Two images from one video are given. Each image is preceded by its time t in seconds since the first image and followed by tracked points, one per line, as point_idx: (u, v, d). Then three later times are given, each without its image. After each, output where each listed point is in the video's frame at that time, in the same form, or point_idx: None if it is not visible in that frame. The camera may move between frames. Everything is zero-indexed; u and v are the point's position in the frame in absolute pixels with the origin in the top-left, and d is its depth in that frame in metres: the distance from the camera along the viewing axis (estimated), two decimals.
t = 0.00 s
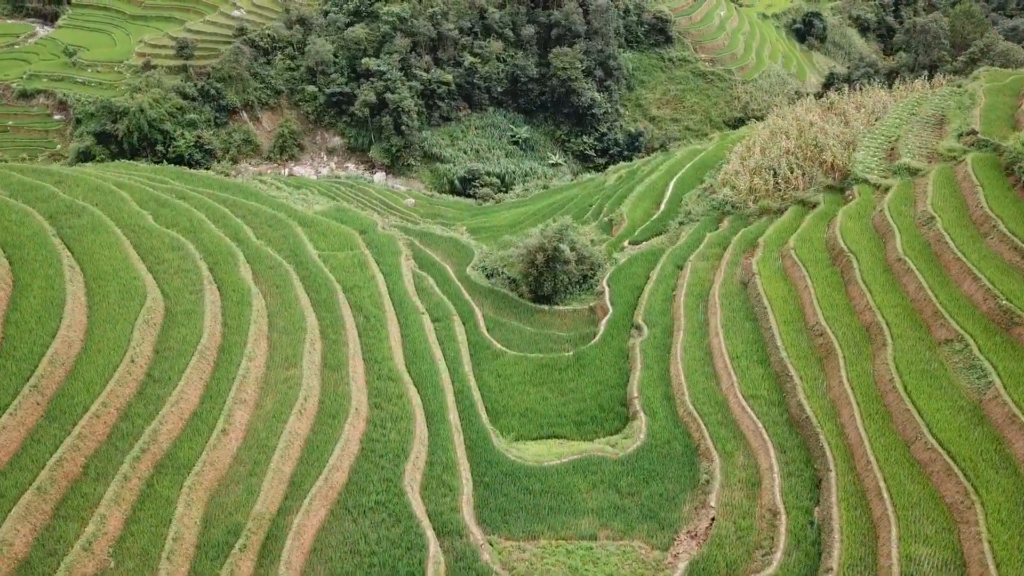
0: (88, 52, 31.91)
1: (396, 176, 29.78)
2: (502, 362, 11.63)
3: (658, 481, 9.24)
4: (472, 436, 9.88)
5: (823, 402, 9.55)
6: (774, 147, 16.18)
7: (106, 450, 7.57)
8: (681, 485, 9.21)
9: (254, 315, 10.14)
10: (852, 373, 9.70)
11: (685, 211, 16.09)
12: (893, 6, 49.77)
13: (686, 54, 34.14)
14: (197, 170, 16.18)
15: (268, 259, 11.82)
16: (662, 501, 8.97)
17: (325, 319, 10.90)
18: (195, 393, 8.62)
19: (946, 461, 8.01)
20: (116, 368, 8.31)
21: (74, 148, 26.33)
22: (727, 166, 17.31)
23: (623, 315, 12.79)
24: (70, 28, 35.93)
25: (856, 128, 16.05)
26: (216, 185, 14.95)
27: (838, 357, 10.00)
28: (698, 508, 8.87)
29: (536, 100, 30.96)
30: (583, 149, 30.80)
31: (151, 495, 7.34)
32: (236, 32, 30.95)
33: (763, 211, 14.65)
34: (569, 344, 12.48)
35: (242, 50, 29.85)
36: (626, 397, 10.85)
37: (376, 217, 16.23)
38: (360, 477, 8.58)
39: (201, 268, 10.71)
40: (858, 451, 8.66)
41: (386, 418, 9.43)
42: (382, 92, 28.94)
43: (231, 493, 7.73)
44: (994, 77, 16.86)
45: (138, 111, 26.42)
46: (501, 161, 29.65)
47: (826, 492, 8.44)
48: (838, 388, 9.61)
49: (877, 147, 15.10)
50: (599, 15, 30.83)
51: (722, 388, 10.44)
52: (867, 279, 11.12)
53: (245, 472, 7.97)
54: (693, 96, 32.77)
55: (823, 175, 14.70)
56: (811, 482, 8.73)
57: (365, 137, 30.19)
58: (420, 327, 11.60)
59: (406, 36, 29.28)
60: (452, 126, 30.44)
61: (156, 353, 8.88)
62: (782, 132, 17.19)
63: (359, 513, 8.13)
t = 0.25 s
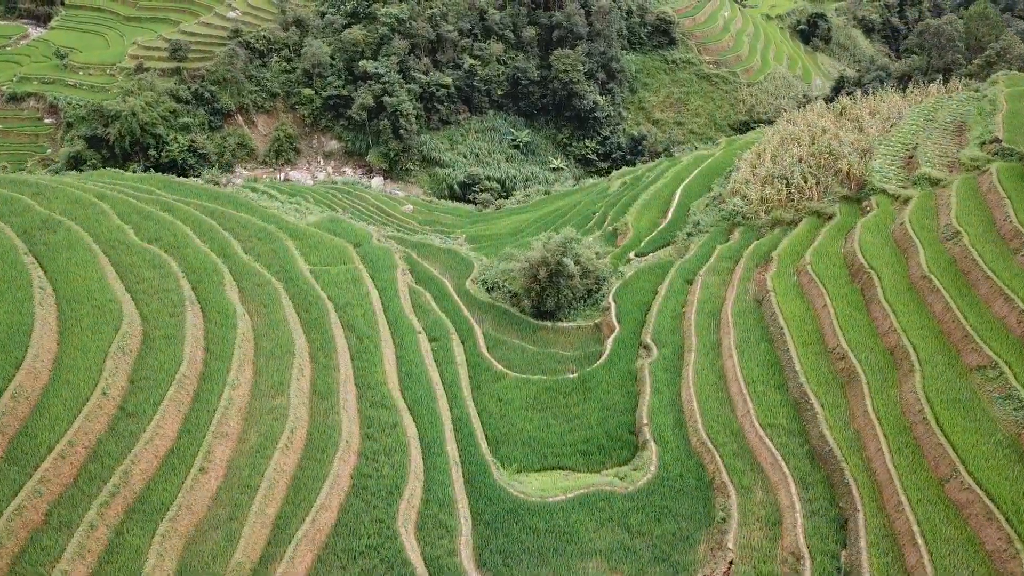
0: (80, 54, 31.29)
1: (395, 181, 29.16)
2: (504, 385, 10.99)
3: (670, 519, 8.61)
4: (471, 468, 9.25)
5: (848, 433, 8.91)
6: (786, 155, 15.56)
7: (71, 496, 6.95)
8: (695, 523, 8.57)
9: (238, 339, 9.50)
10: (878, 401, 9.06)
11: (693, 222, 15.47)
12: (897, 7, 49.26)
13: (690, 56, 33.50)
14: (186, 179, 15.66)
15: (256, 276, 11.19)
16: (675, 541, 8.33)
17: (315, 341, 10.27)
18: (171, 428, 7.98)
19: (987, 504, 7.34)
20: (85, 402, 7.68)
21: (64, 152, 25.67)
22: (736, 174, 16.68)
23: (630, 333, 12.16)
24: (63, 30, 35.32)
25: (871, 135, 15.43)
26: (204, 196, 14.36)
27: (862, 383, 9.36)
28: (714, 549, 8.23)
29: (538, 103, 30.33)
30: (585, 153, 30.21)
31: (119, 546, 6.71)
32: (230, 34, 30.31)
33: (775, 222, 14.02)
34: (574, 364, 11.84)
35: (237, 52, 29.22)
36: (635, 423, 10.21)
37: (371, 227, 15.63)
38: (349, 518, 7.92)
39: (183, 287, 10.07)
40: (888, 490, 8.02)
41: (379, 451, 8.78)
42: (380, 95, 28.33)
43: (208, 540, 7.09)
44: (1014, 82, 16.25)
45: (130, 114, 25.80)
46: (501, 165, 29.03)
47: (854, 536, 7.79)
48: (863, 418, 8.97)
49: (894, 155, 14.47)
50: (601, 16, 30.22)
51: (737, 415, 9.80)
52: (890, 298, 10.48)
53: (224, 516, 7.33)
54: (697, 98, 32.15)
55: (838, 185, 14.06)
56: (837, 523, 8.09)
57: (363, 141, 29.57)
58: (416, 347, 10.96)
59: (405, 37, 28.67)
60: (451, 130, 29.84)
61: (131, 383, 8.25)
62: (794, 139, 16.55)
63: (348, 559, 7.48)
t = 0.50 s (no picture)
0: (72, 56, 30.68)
1: (393, 187, 28.52)
2: (505, 411, 10.34)
3: (685, 564, 7.97)
4: (470, 505, 8.62)
5: (876, 470, 8.27)
6: (799, 163, 14.93)
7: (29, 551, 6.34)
8: (711, 569, 7.93)
9: (220, 366, 8.86)
10: (908, 434, 8.42)
11: (703, 233, 14.84)
12: (902, 7, 48.64)
13: (695, 58, 32.86)
14: (174, 188, 15.15)
15: (241, 295, 10.56)
16: None
17: (304, 366, 9.64)
18: (144, 470, 7.35)
19: None
20: (48, 444, 7.07)
21: (54, 157, 25.02)
22: (746, 183, 16.05)
23: (639, 354, 11.52)
24: (56, 31, 34.71)
25: (887, 143, 14.79)
26: (192, 208, 13.75)
27: (889, 414, 8.73)
28: None
29: (539, 106, 29.72)
30: (587, 158, 29.58)
31: None
32: (225, 36, 29.69)
33: (790, 234, 13.39)
34: (579, 387, 11.20)
35: (232, 54, 28.59)
36: (646, 454, 9.56)
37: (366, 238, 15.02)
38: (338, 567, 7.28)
39: (162, 309, 9.43)
40: (923, 536, 7.38)
41: (371, 489, 8.13)
42: (378, 99, 27.70)
43: None
44: None
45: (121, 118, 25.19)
46: (502, 170, 28.41)
47: None
48: (893, 452, 8.33)
49: (913, 165, 13.85)
50: (604, 18, 29.61)
51: (755, 447, 9.16)
52: (916, 320, 9.85)
53: (199, 570, 6.69)
54: (702, 102, 31.52)
55: (854, 196, 13.43)
56: (867, 571, 7.46)
57: (360, 145, 28.94)
58: (412, 371, 10.32)
59: (403, 39, 28.04)
60: (450, 134, 29.22)
61: (102, 420, 7.64)
62: (806, 147, 15.92)
63: None
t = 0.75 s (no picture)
0: (64, 58, 30.10)
1: (390, 192, 27.88)
2: (506, 440, 9.70)
3: None
4: (468, 548, 7.98)
5: (909, 513, 7.63)
6: (813, 172, 14.29)
7: None
8: None
9: (199, 397, 8.23)
10: (944, 473, 7.77)
11: (713, 246, 14.19)
12: (907, 8, 48.00)
13: (699, 60, 32.20)
14: (161, 198, 14.56)
15: (225, 316, 9.94)
16: None
17: (291, 395, 9.00)
18: (111, 518, 6.73)
19: None
20: (5, 494, 6.49)
21: (44, 163, 24.54)
22: (757, 192, 15.40)
23: (648, 377, 10.88)
24: (49, 31, 34.15)
25: (906, 151, 14.14)
26: (178, 221, 13.16)
27: (922, 451, 8.07)
28: None
29: (540, 110, 29.09)
30: (589, 162, 28.91)
31: None
32: (219, 37, 29.05)
33: (805, 248, 12.75)
34: (585, 413, 10.55)
35: (227, 56, 27.97)
36: (657, 489, 8.91)
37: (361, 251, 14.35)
38: None
39: (138, 333, 8.80)
40: None
41: (361, 535, 7.46)
42: (375, 102, 27.07)
43: None
44: None
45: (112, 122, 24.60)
46: (502, 175, 27.76)
47: None
48: (928, 493, 7.67)
49: (934, 175, 13.21)
50: (607, 19, 28.96)
51: (776, 484, 8.50)
52: (947, 346, 9.19)
53: None
54: (706, 105, 30.87)
55: (873, 208, 12.80)
56: None
57: (358, 150, 28.30)
58: (408, 399, 9.67)
59: (402, 41, 27.43)
60: (450, 138, 28.57)
61: (67, 462, 7.04)
62: (820, 155, 15.28)
63: None
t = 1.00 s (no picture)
0: (54, 61, 29.44)
1: (388, 198, 27.24)
2: (508, 475, 9.04)
3: None
4: None
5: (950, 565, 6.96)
6: (828, 183, 13.64)
7: None
8: None
9: (174, 436, 7.59)
10: (987, 521, 7.10)
11: (724, 260, 13.54)
12: (912, 9, 47.43)
13: (704, 63, 31.56)
14: (145, 210, 13.94)
15: (207, 341, 9.30)
16: None
17: (276, 429, 8.35)
18: None
19: None
20: None
21: (31, 168, 23.81)
22: (769, 203, 14.76)
23: (659, 403, 10.23)
24: (39, 33, 33.47)
25: (926, 161, 13.52)
26: (163, 235, 12.54)
27: (961, 494, 7.41)
28: None
29: (542, 113, 28.49)
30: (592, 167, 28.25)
31: None
32: (213, 40, 28.40)
33: (822, 264, 12.10)
34: (591, 443, 9.89)
35: (221, 59, 27.34)
36: (671, 532, 8.25)
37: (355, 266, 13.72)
38: None
39: (110, 364, 8.17)
40: None
41: None
42: (373, 106, 26.44)
43: None
44: None
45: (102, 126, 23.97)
46: (503, 181, 27.09)
47: None
48: (971, 543, 7.00)
49: (956, 186, 12.58)
50: (609, 20, 28.31)
51: (800, 528, 7.84)
52: (982, 375, 8.54)
53: None
54: (711, 108, 30.25)
55: (893, 221, 12.16)
56: None
57: (355, 154, 27.65)
58: (402, 430, 9.02)
59: (400, 44, 26.81)
60: (449, 142, 27.94)
61: (22, 516, 6.43)
62: (834, 164, 14.65)
63: None
